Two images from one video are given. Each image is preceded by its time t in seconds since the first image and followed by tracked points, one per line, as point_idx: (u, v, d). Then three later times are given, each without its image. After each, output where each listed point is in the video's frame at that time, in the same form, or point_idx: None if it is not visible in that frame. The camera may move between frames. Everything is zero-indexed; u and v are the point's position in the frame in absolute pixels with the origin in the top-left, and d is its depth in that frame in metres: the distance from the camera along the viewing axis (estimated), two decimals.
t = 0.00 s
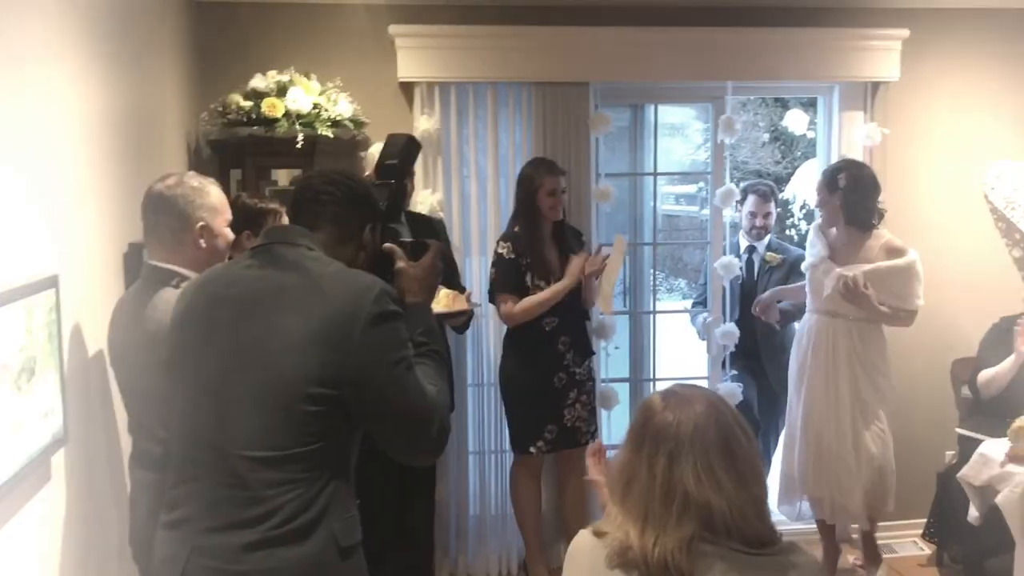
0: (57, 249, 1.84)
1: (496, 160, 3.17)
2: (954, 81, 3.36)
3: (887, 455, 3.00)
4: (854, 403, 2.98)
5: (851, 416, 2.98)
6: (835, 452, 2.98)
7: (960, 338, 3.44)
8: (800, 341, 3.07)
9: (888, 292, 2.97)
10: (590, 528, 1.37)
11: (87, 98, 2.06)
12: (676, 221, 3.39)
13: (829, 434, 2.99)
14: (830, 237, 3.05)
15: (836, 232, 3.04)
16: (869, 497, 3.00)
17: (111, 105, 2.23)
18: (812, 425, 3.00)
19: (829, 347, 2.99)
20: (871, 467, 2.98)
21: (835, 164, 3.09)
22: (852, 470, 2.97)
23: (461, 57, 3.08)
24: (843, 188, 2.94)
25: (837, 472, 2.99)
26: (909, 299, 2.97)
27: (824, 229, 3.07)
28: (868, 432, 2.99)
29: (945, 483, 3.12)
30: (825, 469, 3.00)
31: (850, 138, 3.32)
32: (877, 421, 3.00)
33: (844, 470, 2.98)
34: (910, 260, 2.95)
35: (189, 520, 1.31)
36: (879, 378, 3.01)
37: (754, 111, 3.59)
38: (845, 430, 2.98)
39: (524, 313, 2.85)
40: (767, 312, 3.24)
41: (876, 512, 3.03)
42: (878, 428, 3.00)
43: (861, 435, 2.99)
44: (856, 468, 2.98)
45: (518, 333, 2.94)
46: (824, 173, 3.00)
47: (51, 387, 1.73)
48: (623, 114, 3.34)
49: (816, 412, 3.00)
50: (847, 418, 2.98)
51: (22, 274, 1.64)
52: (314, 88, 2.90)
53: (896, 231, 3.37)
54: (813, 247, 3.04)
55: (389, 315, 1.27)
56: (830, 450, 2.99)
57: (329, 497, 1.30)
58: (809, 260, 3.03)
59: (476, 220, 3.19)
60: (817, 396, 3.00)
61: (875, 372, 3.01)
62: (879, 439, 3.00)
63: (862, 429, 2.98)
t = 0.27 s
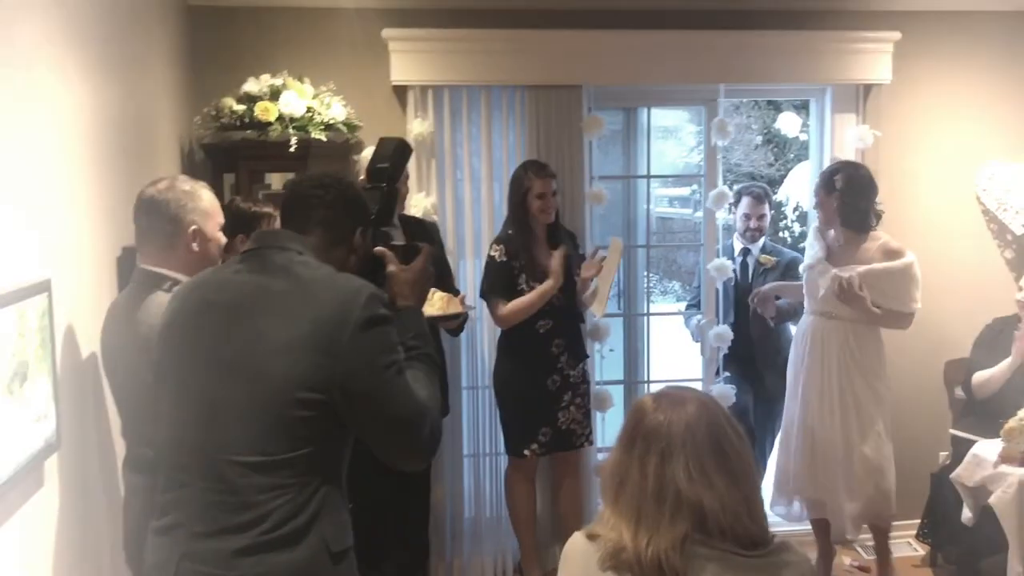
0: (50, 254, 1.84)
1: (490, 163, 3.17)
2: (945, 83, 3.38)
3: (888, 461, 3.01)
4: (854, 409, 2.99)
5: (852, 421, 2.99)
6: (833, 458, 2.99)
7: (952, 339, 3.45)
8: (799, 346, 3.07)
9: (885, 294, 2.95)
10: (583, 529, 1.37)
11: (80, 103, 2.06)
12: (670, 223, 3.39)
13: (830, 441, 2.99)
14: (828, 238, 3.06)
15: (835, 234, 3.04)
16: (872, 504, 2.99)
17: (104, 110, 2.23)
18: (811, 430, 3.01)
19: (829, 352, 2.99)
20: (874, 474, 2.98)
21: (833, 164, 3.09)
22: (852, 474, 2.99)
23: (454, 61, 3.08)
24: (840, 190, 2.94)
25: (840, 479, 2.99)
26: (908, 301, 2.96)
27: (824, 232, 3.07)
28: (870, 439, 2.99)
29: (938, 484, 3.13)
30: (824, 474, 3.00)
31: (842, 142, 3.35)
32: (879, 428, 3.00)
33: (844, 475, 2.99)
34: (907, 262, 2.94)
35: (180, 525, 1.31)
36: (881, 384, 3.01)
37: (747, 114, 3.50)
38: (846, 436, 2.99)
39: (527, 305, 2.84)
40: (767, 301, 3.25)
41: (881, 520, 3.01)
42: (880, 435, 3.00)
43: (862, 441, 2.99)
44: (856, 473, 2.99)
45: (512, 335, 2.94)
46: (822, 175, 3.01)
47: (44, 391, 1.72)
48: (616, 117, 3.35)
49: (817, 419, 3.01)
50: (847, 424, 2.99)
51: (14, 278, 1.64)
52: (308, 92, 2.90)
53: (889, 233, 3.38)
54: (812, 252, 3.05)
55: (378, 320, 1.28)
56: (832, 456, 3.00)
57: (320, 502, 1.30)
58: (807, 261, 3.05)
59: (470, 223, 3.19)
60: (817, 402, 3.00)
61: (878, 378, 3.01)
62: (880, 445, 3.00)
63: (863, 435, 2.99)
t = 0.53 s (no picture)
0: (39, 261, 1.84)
1: (481, 168, 3.18)
2: (933, 87, 3.40)
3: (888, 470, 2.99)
4: (852, 416, 2.98)
5: (850, 429, 2.98)
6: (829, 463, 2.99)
7: (941, 342, 3.46)
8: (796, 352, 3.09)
9: (881, 298, 2.92)
10: (573, 537, 1.38)
11: (71, 110, 2.06)
12: (660, 227, 3.40)
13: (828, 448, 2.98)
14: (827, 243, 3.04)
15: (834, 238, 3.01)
16: (871, 513, 2.97)
17: (94, 117, 2.22)
18: (806, 436, 3.03)
19: (828, 359, 2.98)
20: (870, 481, 2.98)
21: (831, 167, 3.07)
22: (851, 481, 2.97)
23: (444, 66, 3.09)
24: (836, 193, 2.92)
25: (839, 487, 2.97)
26: (905, 304, 2.93)
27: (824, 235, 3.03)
28: (869, 447, 2.98)
29: (929, 486, 3.14)
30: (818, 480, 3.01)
31: (831, 146, 3.35)
32: (879, 436, 2.99)
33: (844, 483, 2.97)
34: (904, 266, 2.90)
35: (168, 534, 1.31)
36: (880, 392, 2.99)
37: (736, 119, 3.48)
38: (845, 444, 2.98)
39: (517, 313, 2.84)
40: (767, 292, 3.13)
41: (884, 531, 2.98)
42: (879, 443, 2.99)
43: (860, 448, 2.98)
44: (855, 480, 2.98)
45: (502, 340, 2.95)
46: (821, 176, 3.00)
47: (34, 399, 1.72)
48: (606, 122, 3.36)
49: (814, 425, 3.01)
50: (846, 432, 2.98)
51: (4, 286, 1.64)
52: (298, 98, 2.90)
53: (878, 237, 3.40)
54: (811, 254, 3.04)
55: (364, 327, 1.27)
56: (830, 463, 2.98)
57: (307, 509, 1.30)
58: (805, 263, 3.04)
59: (460, 227, 3.19)
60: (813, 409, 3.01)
61: (879, 385, 2.99)
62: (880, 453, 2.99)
63: (862, 443, 2.98)
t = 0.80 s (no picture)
0: (27, 269, 1.83)
1: (471, 173, 3.18)
2: (920, 91, 3.42)
3: (885, 475, 3.01)
4: (849, 423, 2.98)
5: (846, 435, 2.98)
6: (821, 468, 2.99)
7: (930, 345, 3.48)
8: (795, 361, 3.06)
9: (877, 304, 2.92)
10: (565, 542, 1.37)
11: (59, 117, 2.05)
12: (650, 232, 3.41)
13: (824, 455, 2.99)
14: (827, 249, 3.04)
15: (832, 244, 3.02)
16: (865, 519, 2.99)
17: (82, 125, 2.22)
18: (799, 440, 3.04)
19: (825, 365, 2.98)
20: (864, 485, 3.01)
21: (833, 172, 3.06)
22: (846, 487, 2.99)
23: (434, 73, 3.09)
24: (835, 197, 2.91)
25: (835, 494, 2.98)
26: (903, 311, 2.92)
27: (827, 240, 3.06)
28: (865, 453, 2.99)
29: (919, 488, 3.15)
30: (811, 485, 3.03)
31: (820, 150, 3.36)
32: (875, 443, 2.99)
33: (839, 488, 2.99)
34: (902, 271, 2.90)
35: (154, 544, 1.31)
36: (879, 398, 2.99)
37: (725, 124, 3.48)
38: (841, 450, 2.98)
39: (506, 320, 2.86)
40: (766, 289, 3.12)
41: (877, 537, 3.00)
42: (876, 450, 3.00)
43: (855, 455, 2.99)
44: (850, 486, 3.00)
45: (493, 345, 2.95)
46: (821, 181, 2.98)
47: (21, 407, 1.71)
48: (596, 127, 3.36)
49: (809, 431, 3.01)
50: (843, 439, 2.98)
51: None
52: (287, 104, 2.90)
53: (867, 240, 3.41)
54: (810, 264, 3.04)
55: (349, 335, 1.27)
56: (825, 469, 2.99)
57: (294, 519, 1.30)
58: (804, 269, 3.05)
59: (451, 233, 3.19)
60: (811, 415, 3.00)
61: (876, 392, 2.99)
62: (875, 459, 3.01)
63: (859, 449, 2.99)
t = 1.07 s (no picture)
0: (16, 275, 1.81)
1: (463, 178, 3.17)
2: (912, 95, 3.42)
3: (884, 486, 3.00)
4: (847, 428, 2.97)
5: (843, 441, 2.97)
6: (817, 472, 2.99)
7: (923, 348, 3.48)
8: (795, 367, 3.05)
9: (875, 308, 2.91)
10: (558, 547, 1.36)
11: (49, 121, 2.04)
12: (644, 236, 3.40)
13: (820, 460, 2.98)
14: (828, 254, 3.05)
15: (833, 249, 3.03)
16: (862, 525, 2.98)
17: (71, 129, 2.20)
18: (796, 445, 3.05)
19: (823, 371, 2.97)
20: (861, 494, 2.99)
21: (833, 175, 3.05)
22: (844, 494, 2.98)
23: (426, 76, 3.08)
24: (835, 202, 2.91)
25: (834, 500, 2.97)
26: (903, 316, 2.92)
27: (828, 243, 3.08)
28: (863, 460, 2.99)
29: (913, 491, 3.15)
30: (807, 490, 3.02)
31: (812, 154, 3.36)
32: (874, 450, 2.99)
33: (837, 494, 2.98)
34: (901, 275, 2.90)
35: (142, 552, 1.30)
36: (879, 405, 2.99)
37: (718, 127, 3.47)
38: (839, 457, 2.97)
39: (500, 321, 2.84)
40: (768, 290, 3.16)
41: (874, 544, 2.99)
42: (875, 457, 2.99)
43: (853, 461, 2.98)
44: (849, 493, 2.98)
45: (486, 349, 2.93)
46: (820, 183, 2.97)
47: (10, 415, 1.69)
48: (588, 131, 3.36)
49: (807, 436, 3.02)
50: (841, 445, 2.97)
51: None
52: (279, 108, 2.88)
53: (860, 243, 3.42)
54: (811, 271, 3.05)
55: (338, 340, 1.26)
56: (823, 474, 2.98)
57: (283, 527, 1.28)
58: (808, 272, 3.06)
59: (443, 237, 3.18)
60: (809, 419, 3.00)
61: (874, 399, 2.98)
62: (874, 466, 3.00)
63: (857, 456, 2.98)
